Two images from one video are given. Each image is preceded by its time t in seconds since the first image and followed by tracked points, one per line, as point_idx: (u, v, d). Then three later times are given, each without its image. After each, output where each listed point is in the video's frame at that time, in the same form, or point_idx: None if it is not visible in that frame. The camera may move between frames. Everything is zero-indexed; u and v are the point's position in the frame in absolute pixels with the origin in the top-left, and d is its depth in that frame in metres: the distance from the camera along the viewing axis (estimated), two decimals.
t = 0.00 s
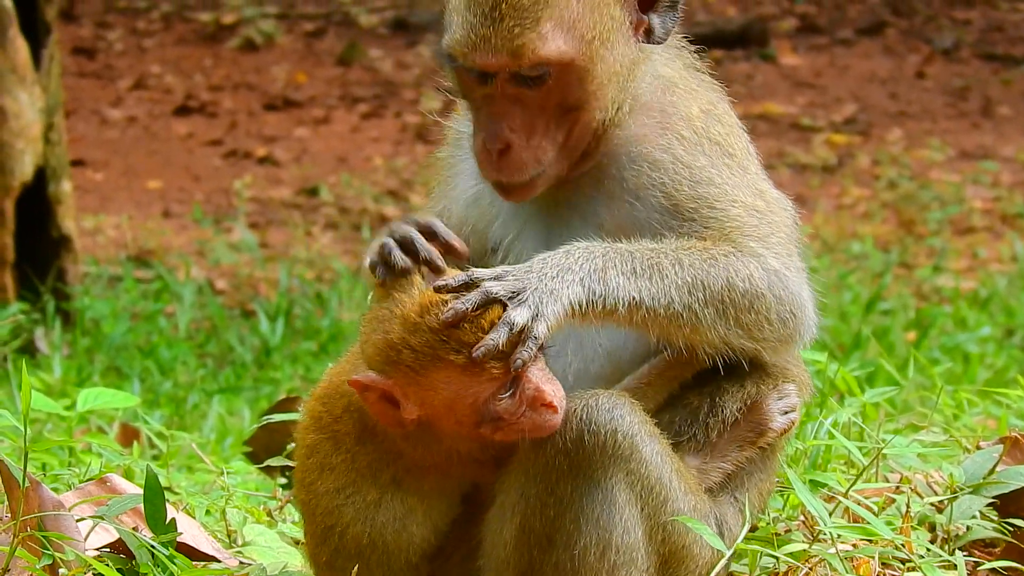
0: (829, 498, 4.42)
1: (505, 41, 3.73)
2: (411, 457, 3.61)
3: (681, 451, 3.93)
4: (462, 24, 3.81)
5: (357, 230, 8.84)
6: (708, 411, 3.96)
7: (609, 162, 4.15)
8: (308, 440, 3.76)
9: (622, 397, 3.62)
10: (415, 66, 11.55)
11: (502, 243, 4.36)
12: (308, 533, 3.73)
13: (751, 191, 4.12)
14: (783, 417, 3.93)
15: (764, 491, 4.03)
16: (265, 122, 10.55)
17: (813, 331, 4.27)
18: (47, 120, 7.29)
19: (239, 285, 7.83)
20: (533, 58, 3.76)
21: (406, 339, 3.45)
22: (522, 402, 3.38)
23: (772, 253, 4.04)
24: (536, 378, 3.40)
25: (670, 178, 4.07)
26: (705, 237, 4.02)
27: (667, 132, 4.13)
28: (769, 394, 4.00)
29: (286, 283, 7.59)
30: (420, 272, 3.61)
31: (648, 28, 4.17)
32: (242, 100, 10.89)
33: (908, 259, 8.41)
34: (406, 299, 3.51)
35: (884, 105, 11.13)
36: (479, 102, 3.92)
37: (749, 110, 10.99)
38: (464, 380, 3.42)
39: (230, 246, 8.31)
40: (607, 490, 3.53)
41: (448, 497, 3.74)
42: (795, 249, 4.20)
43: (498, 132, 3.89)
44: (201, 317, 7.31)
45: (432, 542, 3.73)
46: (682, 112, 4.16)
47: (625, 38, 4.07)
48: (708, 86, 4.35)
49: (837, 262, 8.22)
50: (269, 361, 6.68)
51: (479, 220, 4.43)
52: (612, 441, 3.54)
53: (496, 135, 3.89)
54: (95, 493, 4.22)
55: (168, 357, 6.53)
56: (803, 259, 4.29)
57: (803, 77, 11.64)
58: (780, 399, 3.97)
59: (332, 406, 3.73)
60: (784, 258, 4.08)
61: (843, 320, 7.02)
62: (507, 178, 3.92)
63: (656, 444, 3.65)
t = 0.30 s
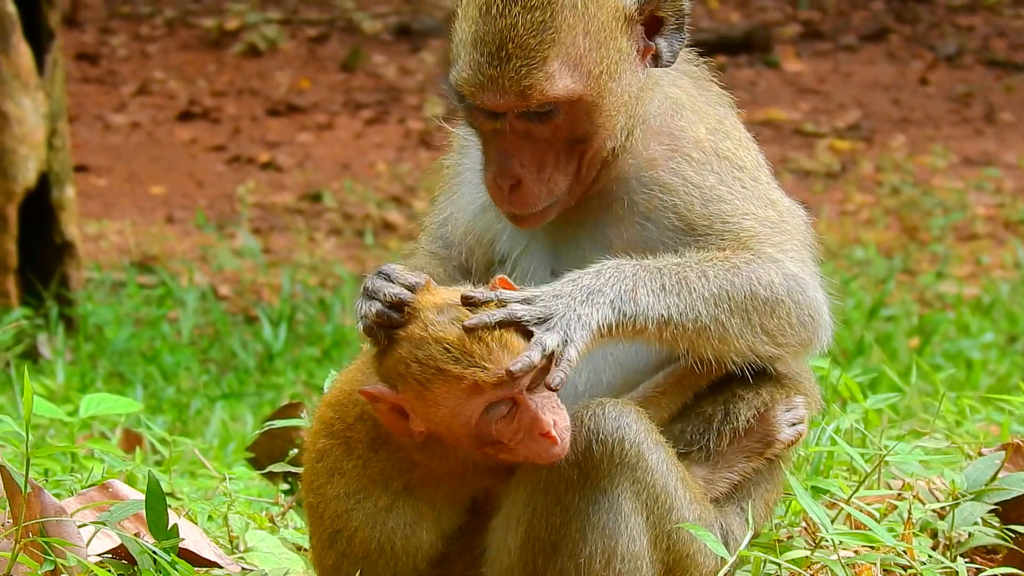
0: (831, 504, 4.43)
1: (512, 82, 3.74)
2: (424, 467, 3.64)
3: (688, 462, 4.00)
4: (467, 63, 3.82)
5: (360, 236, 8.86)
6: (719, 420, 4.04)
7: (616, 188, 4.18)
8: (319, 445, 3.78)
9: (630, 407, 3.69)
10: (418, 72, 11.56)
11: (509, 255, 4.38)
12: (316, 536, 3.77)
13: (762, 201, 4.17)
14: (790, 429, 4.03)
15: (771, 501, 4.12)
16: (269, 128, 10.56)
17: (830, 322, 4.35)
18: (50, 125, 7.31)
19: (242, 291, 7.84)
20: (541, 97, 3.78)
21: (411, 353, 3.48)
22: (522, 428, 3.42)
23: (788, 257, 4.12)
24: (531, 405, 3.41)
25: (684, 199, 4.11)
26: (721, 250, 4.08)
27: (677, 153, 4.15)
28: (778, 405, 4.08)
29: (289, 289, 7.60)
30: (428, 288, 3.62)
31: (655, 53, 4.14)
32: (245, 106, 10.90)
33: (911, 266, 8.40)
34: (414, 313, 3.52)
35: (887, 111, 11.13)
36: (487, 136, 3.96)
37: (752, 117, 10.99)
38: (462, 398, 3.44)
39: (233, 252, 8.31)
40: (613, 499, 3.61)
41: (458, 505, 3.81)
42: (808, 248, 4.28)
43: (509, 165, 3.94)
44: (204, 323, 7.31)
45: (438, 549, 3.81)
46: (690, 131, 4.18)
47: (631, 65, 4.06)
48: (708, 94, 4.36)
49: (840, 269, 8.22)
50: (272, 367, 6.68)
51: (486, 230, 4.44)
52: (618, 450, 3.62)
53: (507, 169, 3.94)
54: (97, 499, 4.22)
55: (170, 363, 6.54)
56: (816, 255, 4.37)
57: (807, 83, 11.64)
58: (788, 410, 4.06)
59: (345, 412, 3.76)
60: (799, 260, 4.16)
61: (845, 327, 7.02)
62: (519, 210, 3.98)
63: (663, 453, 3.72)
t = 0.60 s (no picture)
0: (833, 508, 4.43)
1: (523, 92, 3.73)
2: (428, 473, 3.66)
3: (689, 465, 4.00)
4: (475, 73, 3.80)
5: (362, 240, 8.87)
6: (722, 422, 4.05)
7: (615, 198, 4.18)
8: (321, 453, 3.78)
9: (629, 410, 3.72)
10: (420, 77, 11.56)
11: (508, 262, 4.38)
12: (319, 543, 3.78)
13: (762, 207, 4.19)
14: (793, 431, 4.02)
15: (773, 503, 4.14)
16: (271, 133, 10.56)
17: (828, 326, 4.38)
18: (52, 130, 7.31)
19: (244, 295, 7.84)
20: (552, 108, 3.77)
21: (401, 372, 3.54)
22: (515, 440, 3.47)
23: (788, 261, 4.14)
24: (523, 415, 3.47)
25: (685, 207, 4.12)
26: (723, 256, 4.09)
27: (678, 163, 4.16)
28: (780, 407, 4.08)
29: (291, 293, 7.60)
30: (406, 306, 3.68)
31: (659, 61, 4.17)
32: (247, 110, 10.91)
33: (913, 270, 8.40)
34: (401, 333, 3.58)
35: (889, 116, 11.14)
36: (492, 147, 3.93)
37: (754, 121, 10.99)
38: (453, 412, 3.50)
39: (235, 256, 8.31)
40: (614, 503, 3.64)
41: (460, 508, 3.82)
42: (807, 253, 4.31)
43: (517, 177, 3.92)
44: (206, 327, 7.31)
45: (441, 553, 3.82)
46: (690, 140, 4.19)
47: (636, 73, 4.06)
48: (705, 100, 4.37)
49: (842, 273, 8.22)
50: (274, 371, 6.68)
51: (483, 236, 4.43)
52: (618, 453, 3.64)
53: (514, 181, 3.92)
54: (99, 503, 4.21)
55: (172, 366, 6.54)
56: (815, 258, 4.40)
57: (809, 88, 11.65)
58: (790, 413, 4.06)
59: (347, 420, 3.74)
60: (800, 264, 4.18)
61: (847, 331, 7.03)
62: (525, 220, 3.98)
63: (663, 456, 3.74)
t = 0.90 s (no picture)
0: (832, 512, 4.43)
1: (548, 99, 3.74)
2: (431, 476, 3.66)
3: (692, 471, 4.03)
4: (499, 80, 3.81)
5: (361, 245, 8.87)
6: (725, 428, 4.08)
7: (626, 206, 4.19)
8: (324, 456, 3.77)
9: (631, 415, 3.74)
10: (419, 81, 11.56)
11: (516, 264, 4.38)
12: (321, 547, 3.78)
13: (773, 221, 4.20)
14: (795, 439, 4.05)
15: (775, 509, 4.16)
16: (269, 137, 10.56)
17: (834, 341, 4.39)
18: (51, 134, 7.31)
19: (243, 300, 7.84)
20: (577, 115, 3.79)
21: (400, 376, 3.55)
22: (511, 444, 3.49)
23: (797, 276, 4.14)
24: (520, 420, 3.48)
25: (696, 218, 4.13)
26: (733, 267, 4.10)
27: (691, 173, 4.16)
28: (782, 413, 4.10)
29: (290, 297, 7.59)
30: (405, 314, 3.70)
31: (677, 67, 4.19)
32: (246, 115, 10.90)
33: (912, 274, 8.40)
34: (400, 338, 3.60)
35: (887, 120, 11.15)
36: (514, 154, 3.93)
37: (752, 125, 11.00)
38: (450, 415, 3.49)
39: (233, 261, 8.30)
40: (614, 507, 3.66)
41: (463, 511, 3.83)
42: (816, 268, 4.31)
43: (539, 184, 3.92)
44: (204, 332, 7.31)
45: (444, 557, 3.83)
46: (704, 151, 4.20)
47: (657, 80, 4.07)
48: (720, 111, 4.38)
49: (841, 277, 8.23)
50: (272, 375, 6.68)
51: (490, 238, 4.44)
52: (619, 458, 3.66)
53: (537, 188, 3.92)
54: (99, 507, 4.20)
55: (171, 371, 6.54)
56: (824, 273, 4.41)
57: (807, 92, 11.66)
58: (793, 420, 4.08)
59: (350, 423, 3.74)
60: (808, 279, 4.19)
61: (845, 335, 7.03)
62: (546, 227, 3.98)
63: (665, 462, 3.76)
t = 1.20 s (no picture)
0: (835, 516, 4.42)
1: (556, 102, 3.74)
2: (437, 480, 3.66)
3: (696, 477, 4.04)
4: (508, 83, 3.80)
5: (362, 248, 8.87)
6: (731, 434, 4.09)
7: (633, 212, 4.17)
8: (328, 460, 3.77)
9: (636, 420, 3.73)
10: (419, 84, 11.56)
11: (521, 268, 4.39)
12: (324, 551, 3.77)
13: (781, 229, 4.19)
14: (801, 445, 4.04)
15: (779, 515, 4.17)
16: (270, 140, 10.56)
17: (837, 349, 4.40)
18: (52, 138, 7.32)
19: (244, 304, 7.83)
20: (586, 117, 3.79)
21: (398, 384, 3.55)
22: (515, 444, 3.50)
23: (806, 285, 4.14)
24: (523, 419, 3.50)
25: (706, 225, 4.11)
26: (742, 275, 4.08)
27: (701, 180, 4.15)
28: (788, 420, 4.11)
29: (291, 301, 7.59)
30: (400, 322, 3.71)
31: (687, 70, 4.19)
32: (247, 118, 10.90)
33: (914, 277, 8.41)
34: (395, 345, 3.61)
35: (888, 123, 11.15)
36: (523, 157, 3.95)
37: (753, 128, 11.00)
38: (450, 419, 3.50)
39: (235, 264, 8.29)
40: (618, 511, 3.66)
41: (468, 516, 3.83)
42: (822, 276, 4.31)
43: (548, 187, 3.93)
44: (206, 335, 7.30)
45: (448, 561, 3.83)
46: (713, 158, 4.19)
47: (667, 84, 4.07)
48: (727, 117, 4.36)
49: (843, 280, 8.23)
50: (274, 379, 6.67)
51: (495, 242, 4.44)
52: (623, 463, 3.66)
53: (546, 191, 3.93)
54: (102, 512, 4.19)
55: (173, 375, 6.53)
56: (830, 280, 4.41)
57: (808, 95, 11.66)
58: (798, 426, 4.08)
59: (355, 427, 3.74)
60: (816, 288, 4.19)
61: (847, 338, 7.04)
62: (555, 231, 3.97)
63: (669, 467, 3.76)
